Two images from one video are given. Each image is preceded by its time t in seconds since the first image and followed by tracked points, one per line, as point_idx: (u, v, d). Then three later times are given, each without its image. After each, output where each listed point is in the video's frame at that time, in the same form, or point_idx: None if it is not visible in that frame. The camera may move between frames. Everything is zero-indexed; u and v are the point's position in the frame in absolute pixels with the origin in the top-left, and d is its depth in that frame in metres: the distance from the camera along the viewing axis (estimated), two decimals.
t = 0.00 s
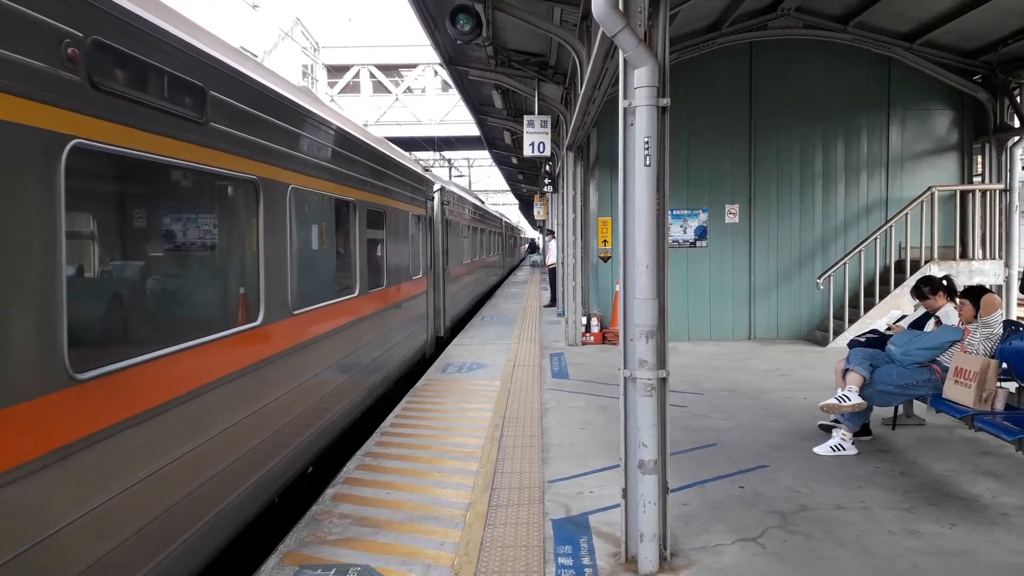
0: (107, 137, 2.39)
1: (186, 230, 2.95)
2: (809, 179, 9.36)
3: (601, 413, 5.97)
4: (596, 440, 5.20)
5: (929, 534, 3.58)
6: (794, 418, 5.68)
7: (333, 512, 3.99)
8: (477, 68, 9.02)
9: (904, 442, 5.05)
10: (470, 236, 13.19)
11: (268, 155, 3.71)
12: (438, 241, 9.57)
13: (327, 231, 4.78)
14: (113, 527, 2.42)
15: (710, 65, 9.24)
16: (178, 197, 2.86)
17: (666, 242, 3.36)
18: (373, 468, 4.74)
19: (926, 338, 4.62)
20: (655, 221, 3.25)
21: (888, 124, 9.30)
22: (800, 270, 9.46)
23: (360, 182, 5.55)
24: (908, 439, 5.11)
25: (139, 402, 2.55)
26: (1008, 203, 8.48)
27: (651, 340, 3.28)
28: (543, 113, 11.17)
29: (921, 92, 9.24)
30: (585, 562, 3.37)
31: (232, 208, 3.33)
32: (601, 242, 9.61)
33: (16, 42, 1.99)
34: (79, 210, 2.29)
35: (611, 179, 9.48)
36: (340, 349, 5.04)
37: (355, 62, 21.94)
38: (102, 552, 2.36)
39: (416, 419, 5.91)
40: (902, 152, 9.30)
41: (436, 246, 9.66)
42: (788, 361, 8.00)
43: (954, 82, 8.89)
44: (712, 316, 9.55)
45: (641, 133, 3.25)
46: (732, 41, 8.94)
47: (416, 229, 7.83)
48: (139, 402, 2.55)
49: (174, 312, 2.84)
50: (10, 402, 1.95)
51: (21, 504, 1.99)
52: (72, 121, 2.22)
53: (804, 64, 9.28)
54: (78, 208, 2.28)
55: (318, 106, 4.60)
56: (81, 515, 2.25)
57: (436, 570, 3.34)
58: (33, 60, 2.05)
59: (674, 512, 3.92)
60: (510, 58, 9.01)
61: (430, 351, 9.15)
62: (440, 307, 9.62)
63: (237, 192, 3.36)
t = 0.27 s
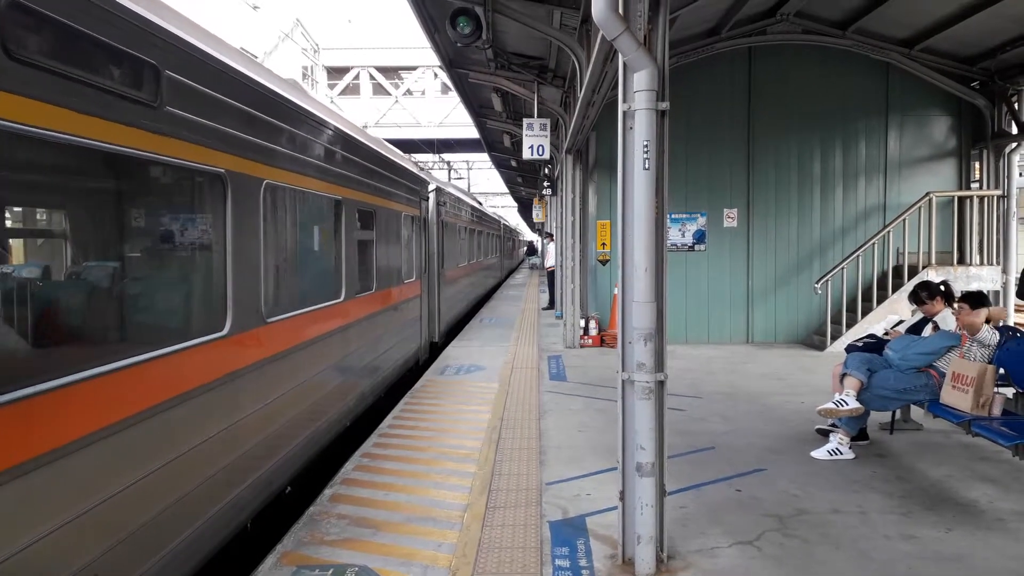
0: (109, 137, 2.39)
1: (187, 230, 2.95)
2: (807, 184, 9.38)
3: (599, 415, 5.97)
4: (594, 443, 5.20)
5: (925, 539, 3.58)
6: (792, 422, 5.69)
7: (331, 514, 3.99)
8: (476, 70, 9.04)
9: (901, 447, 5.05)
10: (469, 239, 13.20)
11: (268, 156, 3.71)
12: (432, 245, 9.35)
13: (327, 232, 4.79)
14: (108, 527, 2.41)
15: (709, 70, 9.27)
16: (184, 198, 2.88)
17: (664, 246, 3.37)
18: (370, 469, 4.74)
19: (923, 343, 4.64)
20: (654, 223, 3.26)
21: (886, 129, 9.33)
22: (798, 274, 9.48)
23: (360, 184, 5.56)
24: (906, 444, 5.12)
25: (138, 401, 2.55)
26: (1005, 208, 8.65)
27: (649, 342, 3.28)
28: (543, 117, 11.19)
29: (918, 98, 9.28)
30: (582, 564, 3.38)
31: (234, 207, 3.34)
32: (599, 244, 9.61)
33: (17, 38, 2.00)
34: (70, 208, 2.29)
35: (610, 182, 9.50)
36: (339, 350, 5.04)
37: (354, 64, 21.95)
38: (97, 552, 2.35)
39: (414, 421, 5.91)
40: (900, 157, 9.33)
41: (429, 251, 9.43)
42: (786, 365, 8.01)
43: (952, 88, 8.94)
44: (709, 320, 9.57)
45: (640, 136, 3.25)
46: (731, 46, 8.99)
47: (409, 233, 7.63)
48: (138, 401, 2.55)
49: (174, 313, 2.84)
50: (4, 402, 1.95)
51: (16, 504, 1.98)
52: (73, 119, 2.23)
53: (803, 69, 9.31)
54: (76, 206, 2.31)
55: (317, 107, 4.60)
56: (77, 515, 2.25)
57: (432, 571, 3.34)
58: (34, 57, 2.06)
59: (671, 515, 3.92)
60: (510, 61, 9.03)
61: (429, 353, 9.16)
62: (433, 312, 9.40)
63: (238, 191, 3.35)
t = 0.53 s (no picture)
0: (113, 138, 2.40)
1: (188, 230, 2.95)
2: (809, 185, 9.37)
3: (600, 416, 5.97)
4: (596, 443, 5.20)
5: (928, 540, 3.58)
6: (794, 423, 5.69)
7: (333, 514, 3.99)
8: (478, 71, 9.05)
9: (903, 447, 5.05)
10: (470, 239, 13.20)
11: (270, 157, 3.71)
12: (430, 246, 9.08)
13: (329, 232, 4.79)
14: (110, 529, 2.41)
15: (711, 70, 9.26)
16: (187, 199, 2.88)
17: (666, 246, 3.37)
18: (372, 470, 4.74)
19: (925, 343, 4.64)
20: (656, 223, 3.26)
21: (888, 129, 9.32)
22: (799, 275, 9.47)
23: (362, 185, 5.57)
24: (907, 444, 5.12)
25: (139, 402, 2.55)
26: (1007, 210, 8.74)
27: (651, 343, 3.28)
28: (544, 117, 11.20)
29: (920, 99, 9.27)
30: (584, 566, 3.37)
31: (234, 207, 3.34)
32: (601, 245, 9.52)
33: (17, 38, 1.99)
34: (72, 210, 2.30)
35: (611, 182, 9.50)
36: (340, 351, 5.04)
37: (356, 64, 21.96)
38: (99, 554, 2.35)
39: (415, 421, 5.91)
40: (902, 157, 9.32)
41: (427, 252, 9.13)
42: (787, 365, 8.00)
43: (954, 88, 8.94)
44: (711, 321, 9.56)
45: (642, 136, 3.25)
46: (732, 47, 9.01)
47: (406, 232, 7.35)
48: (139, 403, 2.55)
49: (176, 314, 2.84)
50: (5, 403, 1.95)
51: (17, 506, 1.98)
52: (75, 119, 2.23)
53: (805, 69, 9.30)
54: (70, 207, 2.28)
55: (319, 107, 4.59)
56: (78, 517, 2.25)
57: (434, 572, 3.34)
58: (35, 56, 2.06)
59: (673, 516, 3.92)
60: (511, 61, 9.04)
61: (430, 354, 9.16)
62: (431, 315, 9.12)
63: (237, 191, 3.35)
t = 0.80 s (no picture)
0: (114, 138, 2.41)
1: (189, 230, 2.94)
2: (810, 185, 9.37)
3: (602, 416, 5.97)
4: (598, 443, 5.19)
5: (930, 540, 3.58)
6: (796, 423, 5.68)
7: (335, 514, 3.99)
8: (479, 71, 9.05)
9: (905, 447, 5.04)
10: (471, 239, 13.20)
11: (271, 157, 3.72)
12: (426, 247, 8.74)
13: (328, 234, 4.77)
14: (114, 528, 2.42)
15: (712, 70, 9.26)
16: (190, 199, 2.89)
17: (668, 246, 3.36)
18: (374, 469, 4.74)
19: (927, 343, 4.63)
20: (658, 224, 3.26)
21: (890, 129, 9.31)
22: (801, 275, 9.46)
23: (363, 185, 5.57)
24: (910, 444, 5.11)
25: (143, 402, 2.56)
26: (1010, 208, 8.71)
27: (653, 343, 3.28)
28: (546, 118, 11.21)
29: (922, 98, 9.26)
30: (586, 565, 3.38)
31: (235, 208, 3.35)
32: (601, 245, 9.53)
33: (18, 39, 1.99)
34: (74, 209, 2.30)
35: (613, 182, 9.50)
36: (342, 351, 5.05)
37: (358, 65, 21.97)
38: (103, 553, 2.36)
39: (417, 421, 5.91)
40: (904, 157, 9.32)
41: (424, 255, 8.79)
42: (789, 365, 8.00)
43: (956, 88, 8.97)
44: (713, 321, 9.56)
45: (644, 136, 3.25)
46: (733, 47, 9.03)
47: (400, 232, 7.03)
48: (142, 402, 2.56)
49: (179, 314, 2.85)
50: (9, 402, 1.96)
51: (22, 504, 1.99)
52: (76, 119, 2.23)
53: (806, 69, 9.30)
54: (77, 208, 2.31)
55: (320, 107, 4.59)
56: (82, 517, 2.25)
57: (437, 572, 3.34)
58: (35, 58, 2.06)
59: (675, 516, 3.92)
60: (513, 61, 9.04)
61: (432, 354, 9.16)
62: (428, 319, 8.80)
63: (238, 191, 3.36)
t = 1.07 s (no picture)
0: (109, 135, 2.39)
1: (184, 227, 2.93)
2: (807, 183, 9.38)
3: (598, 414, 5.97)
4: (594, 441, 5.20)
5: (925, 537, 3.58)
6: (791, 421, 5.69)
7: (331, 512, 3.99)
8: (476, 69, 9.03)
9: (900, 445, 5.05)
10: (468, 237, 13.19)
11: (267, 155, 3.71)
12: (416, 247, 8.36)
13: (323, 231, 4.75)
14: (109, 526, 2.42)
15: (709, 68, 9.26)
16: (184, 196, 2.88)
17: (665, 245, 3.36)
18: (370, 467, 4.74)
19: (923, 341, 4.64)
20: (655, 223, 3.26)
21: (886, 128, 9.32)
22: (798, 273, 9.48)
23: (360, 182, 5.56)
24: (904, 442, 5.13)
25: (137, 400, 2.55)
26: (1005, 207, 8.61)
27: (649, 341, 3.28)
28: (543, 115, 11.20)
29: (919, 97, 9.27)
30: (582, 563, 3.38)
31: (230, 206, 3.33)
32: (598, 243, 9.53)
33: (18, 38, 1.98)
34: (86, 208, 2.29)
35: (609, 180, 9.50)
36: (338, 349, 5.04)
37: (354, 62, 21.92)
38: (97, 551, 2.36)
39: (413, 419, 5.91)
40: (900, 156, 9.33)
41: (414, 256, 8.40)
42: (785, 364, 8.00)
43: (952, 86, 8.94)
44: (709, 319, 9.57)
45: (641, 134, 3.25)
46: (730, 45, 9.01)
47: (388, 229, 6.69)
48: (137, 400, 2.55)
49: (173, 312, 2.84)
50: (5, 400, 1.95)
51: (17, 502, 1.99)
52: (75, 118, 2.22)
53: (803, 67, 9.30)
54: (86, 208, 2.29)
55: (316, 105, 4.58)
56: (76, 515, 2.25)
57: (432, 570, 3.34)
58: (35, 56, 2.05)
59: (671, 513, 3.92)
60: (510, 59, 9.03)
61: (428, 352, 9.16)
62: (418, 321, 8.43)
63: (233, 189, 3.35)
